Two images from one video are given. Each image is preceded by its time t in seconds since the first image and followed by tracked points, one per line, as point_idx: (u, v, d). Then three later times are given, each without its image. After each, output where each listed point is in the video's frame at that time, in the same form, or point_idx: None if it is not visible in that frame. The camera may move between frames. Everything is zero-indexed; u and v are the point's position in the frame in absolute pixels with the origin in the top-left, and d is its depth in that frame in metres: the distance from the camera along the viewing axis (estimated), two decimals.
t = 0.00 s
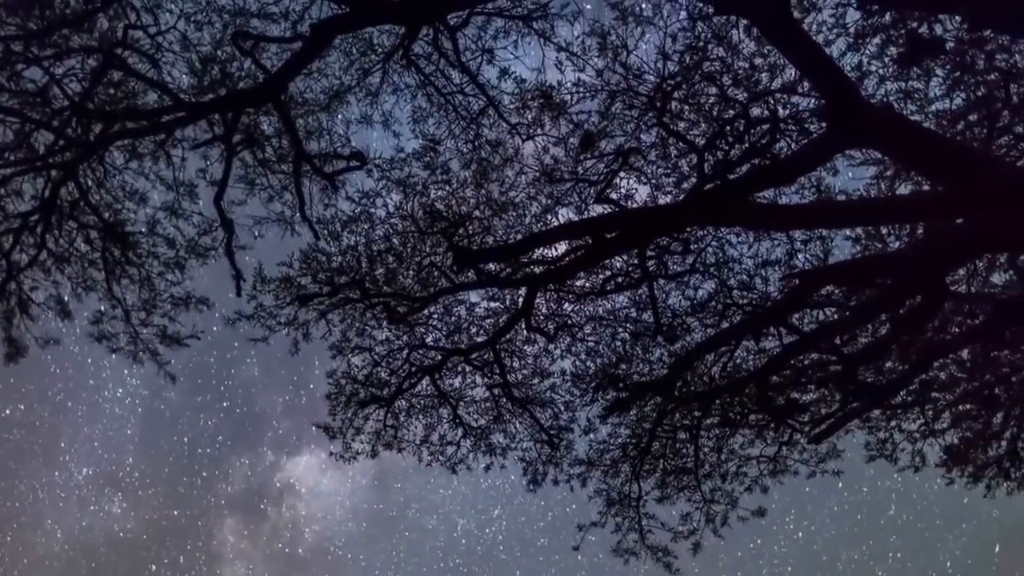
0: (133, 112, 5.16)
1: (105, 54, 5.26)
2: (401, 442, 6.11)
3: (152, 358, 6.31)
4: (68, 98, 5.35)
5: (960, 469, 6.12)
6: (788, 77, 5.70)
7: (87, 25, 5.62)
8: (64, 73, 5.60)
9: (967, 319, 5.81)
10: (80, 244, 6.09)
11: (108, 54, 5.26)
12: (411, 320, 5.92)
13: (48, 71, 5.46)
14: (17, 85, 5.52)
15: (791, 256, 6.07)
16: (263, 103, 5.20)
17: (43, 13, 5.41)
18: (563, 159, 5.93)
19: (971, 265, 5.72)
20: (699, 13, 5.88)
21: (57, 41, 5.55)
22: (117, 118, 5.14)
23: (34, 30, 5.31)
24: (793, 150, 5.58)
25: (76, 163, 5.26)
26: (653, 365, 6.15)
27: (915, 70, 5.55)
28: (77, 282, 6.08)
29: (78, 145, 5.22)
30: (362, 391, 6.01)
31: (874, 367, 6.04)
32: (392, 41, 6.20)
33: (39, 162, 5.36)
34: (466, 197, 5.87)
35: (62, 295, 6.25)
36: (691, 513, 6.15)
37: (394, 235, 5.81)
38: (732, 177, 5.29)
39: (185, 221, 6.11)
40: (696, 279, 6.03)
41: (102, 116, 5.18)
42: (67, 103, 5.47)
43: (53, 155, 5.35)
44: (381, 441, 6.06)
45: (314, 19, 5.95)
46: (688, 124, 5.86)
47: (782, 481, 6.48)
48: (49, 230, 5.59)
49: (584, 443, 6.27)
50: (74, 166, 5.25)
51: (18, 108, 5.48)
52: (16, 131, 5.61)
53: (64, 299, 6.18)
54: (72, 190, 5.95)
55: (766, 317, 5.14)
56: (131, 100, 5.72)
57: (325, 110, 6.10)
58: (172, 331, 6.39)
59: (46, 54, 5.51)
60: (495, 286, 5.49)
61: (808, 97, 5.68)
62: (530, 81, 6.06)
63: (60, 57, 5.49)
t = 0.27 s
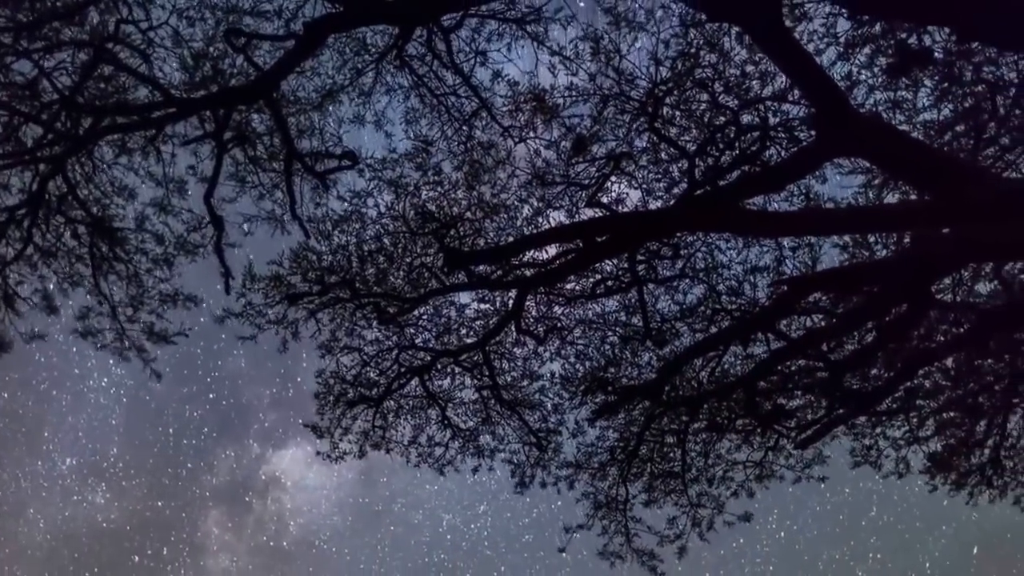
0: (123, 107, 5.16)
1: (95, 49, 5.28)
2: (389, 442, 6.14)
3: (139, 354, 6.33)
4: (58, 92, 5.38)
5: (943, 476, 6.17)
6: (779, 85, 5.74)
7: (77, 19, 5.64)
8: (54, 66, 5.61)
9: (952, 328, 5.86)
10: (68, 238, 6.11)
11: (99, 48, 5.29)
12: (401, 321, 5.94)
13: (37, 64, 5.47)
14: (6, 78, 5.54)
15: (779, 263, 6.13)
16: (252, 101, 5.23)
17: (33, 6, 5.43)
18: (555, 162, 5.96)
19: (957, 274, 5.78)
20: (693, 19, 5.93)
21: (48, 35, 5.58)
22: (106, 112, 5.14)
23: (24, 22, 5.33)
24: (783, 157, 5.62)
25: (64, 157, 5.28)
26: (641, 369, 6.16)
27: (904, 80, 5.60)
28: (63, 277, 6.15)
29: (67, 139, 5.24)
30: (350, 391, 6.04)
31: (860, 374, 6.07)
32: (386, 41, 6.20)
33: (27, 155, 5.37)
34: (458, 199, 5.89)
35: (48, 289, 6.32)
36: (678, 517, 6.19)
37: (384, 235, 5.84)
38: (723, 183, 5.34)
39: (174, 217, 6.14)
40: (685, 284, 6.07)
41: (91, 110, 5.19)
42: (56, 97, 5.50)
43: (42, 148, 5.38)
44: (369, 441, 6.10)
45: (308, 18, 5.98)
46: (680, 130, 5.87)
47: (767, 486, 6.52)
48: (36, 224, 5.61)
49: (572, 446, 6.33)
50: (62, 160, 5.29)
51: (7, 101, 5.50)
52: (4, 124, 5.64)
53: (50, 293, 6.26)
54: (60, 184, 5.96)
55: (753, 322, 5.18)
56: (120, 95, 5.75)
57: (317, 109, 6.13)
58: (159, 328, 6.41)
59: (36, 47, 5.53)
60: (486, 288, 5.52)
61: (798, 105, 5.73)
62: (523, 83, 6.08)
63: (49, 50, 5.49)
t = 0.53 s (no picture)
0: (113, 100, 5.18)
1: (86, 43, 5.31)
2: (377, 442, 6.16)
3: (126, 351, 6.34)
4: (47, 85, 5.40)
5: (927, 483, 6.22)
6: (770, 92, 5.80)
7: (69, 13, 5.65)
8: (44, 59, 5.62)
9: (937, 336, 5.94)
10: (55, 233, 6.13)
11: (90, 42, 5.32)
12: (391, 321, 5.99)
13: (27, 57, 5.49)
14: None
15: (768, 269, 6.18)
16: (241, 98, 5.18)
17: None
18: (547, 165, 5.99)
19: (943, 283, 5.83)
20: (686, 26, 5.98)
21: (38, 27, 5.58)
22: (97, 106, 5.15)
23: (15, 14, 5.33)
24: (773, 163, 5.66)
25: (53, 151, 5.26)
26: (630, 373, 6.18)
27: (893, 90, 5.65)
28: (50, 273, 6.21)
29: (56, 133, 5.23)
30: (339, 391, 6.08)
31: (846, 381, 6.13)
32: (380, 41, 6.24)
33: (15, 148, 5.37)
34: (449, 200, 5.92)
35: (35, 286, 6.35)
36: (665, 520, 6.23)
37: (376, 235, 5.87)
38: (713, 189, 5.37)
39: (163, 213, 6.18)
40: (675, 288, 6.12)
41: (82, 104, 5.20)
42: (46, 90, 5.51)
43: (30, 143, 5.37)
44: (357, 441, 6.14)
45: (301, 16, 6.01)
46: (671, 135, 5.91)
47: (753, 492, 6.57)
48: (23, 218, 5.59)
49: (561, 449, 6.33)
50: (51, 154, 5.24)
51: None
52: None
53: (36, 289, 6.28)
54: (49, 179, 5.96)
55: (741, 328, 5.18)
56: (111, 90, 5.79)
57: (309, 107, 6.15)
58: (147, 325, 6.36)
59: (26, 40, 5.54)
60: (476, 290, 5.55)
61: (789, 112, 5.78)
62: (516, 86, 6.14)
63: (39, 42, 5.49)
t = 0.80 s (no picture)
0: (103, 95, 5.23)
1: (77, 36, 5.32)
2: (365, 442, 6.18)
3: (113, 347, 6.33)
4: (37, 78, 5.40)
5: (911, 489, 6.26)
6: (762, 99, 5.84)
7: (60, 5, 5.65)
8: (33, 52, 5.62)
9: (923, 344, 6.00)
10: (42, 227, 6.12)
11: (81, 35, 5.33)
12: (381, 321, 6.02)
13: (16, 49, 5.50)
14: None
15: (757, 275, 6.22)
16: (234, 95, 5.25)
17: None
18: (539, 168, 6.03)
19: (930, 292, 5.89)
20: (679, 31, 6.02)
21: (28, 19, 5.59)
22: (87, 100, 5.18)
23: (5, 6, 5.34)
24: (763, 170, 5.71)
25: (42, 144, 5.30)
26: (620, 376, 6.20)
27: (882, 99, 5.70)
28: (36, 268, 6.17)
29: (44, 126, 5.28)
30: (328, 390, 6.10)
31: (833, 387, 6.19)
32: (374, 40, 6.28)
33: (3, 141, 5.38)
34: (441, 201, 5.95)
35: (22, 280, 6.29)
36: (652, 524, 6.27)
37: (366, 235, 5.89)
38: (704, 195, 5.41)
39: (153, 209, 6.14)
40: (665, 292, 6.17)
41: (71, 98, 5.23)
42: (35, 83, 5.51)
43: (18, 136, 5.38)
44: (345, 441, 6.15)
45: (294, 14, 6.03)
46: (663, 140, 5.94)
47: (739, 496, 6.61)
48: (10, 210, 5.60)
49: (549, 451, 6.35)
50: (39, 147, 5.28)
51: None
52: None
53: (23, 285, 6.22)
54: (37, 172, 5.97)
55: (730, 333, 5.20)
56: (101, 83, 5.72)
57: (302, 105, 6.18)
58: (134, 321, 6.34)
59: (16, 32, 5.55)
60: (467, 291, 5.58)
61: (780, 120, 5.83)
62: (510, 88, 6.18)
63: (30, 35, 5.51)
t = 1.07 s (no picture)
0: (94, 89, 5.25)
1: (68, 29, 5.31)
2: (353, 442, 6.20)
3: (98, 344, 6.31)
4: (26, 70, 5.39)
5: (896, 496, 6.30)
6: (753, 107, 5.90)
7: None
8: (23, 43, 5.62)
9: (910, 352, 6.05)
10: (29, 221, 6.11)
11: (72, 28, 5.32)
12: (371, 321, 6.04)
13: (5, 40, 5.49)
14: None
15: (747, 281, 6.27)
16: (227, 91, 5.30)
17: None
18: (532, 171, 6.09)
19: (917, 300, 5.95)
20: (673, 37, 6.06)
21: (18, 11, 5.58)
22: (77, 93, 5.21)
23: None
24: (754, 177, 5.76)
25: (30, 138, 5.30)
26: (609, 380, 6.22)
27: (873, 109, 5.75)
28: (22, 261, 6.20)
29: (33, 119, 5.29)
30: (316, 389, 6.10)
31: (821, 394, 6.23)
32: (368, 40, 6.30)
33: None
34: (433, 201, 5.98)
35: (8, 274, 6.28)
36: (639, 527, 6.30)
37: (357, 234, 5.93)
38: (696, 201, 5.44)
39: (141, 204, 6.13)
40: (655, 297, 6.22)
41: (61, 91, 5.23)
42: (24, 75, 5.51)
43: (7, 128, 5.38)
44: (333, 441, 6.16)
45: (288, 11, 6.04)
46: (655, 146, 6.00)
47: (724, 501, 6.64)
48: None
49: (538, 453, 6.37)
50: (28, 140, 5.29)
51: None
52: None
53: (9, 278, 6.22)
54: (25, 165, 5.96)
55: (719, 339, 5.22)
56: (91, 77, 5.70)
57: (294, 103, 6.20)
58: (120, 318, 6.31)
59: (6, 23, 5.54)
60: (457, 292, 5.61)
61: (771, 127, 5.88)
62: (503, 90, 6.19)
63: (19, 26, 5.52)
